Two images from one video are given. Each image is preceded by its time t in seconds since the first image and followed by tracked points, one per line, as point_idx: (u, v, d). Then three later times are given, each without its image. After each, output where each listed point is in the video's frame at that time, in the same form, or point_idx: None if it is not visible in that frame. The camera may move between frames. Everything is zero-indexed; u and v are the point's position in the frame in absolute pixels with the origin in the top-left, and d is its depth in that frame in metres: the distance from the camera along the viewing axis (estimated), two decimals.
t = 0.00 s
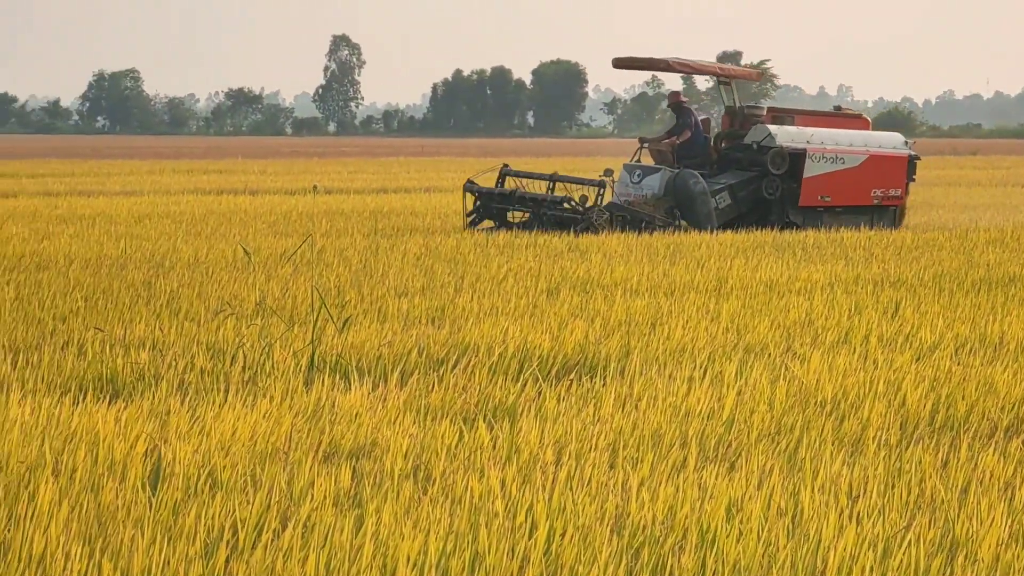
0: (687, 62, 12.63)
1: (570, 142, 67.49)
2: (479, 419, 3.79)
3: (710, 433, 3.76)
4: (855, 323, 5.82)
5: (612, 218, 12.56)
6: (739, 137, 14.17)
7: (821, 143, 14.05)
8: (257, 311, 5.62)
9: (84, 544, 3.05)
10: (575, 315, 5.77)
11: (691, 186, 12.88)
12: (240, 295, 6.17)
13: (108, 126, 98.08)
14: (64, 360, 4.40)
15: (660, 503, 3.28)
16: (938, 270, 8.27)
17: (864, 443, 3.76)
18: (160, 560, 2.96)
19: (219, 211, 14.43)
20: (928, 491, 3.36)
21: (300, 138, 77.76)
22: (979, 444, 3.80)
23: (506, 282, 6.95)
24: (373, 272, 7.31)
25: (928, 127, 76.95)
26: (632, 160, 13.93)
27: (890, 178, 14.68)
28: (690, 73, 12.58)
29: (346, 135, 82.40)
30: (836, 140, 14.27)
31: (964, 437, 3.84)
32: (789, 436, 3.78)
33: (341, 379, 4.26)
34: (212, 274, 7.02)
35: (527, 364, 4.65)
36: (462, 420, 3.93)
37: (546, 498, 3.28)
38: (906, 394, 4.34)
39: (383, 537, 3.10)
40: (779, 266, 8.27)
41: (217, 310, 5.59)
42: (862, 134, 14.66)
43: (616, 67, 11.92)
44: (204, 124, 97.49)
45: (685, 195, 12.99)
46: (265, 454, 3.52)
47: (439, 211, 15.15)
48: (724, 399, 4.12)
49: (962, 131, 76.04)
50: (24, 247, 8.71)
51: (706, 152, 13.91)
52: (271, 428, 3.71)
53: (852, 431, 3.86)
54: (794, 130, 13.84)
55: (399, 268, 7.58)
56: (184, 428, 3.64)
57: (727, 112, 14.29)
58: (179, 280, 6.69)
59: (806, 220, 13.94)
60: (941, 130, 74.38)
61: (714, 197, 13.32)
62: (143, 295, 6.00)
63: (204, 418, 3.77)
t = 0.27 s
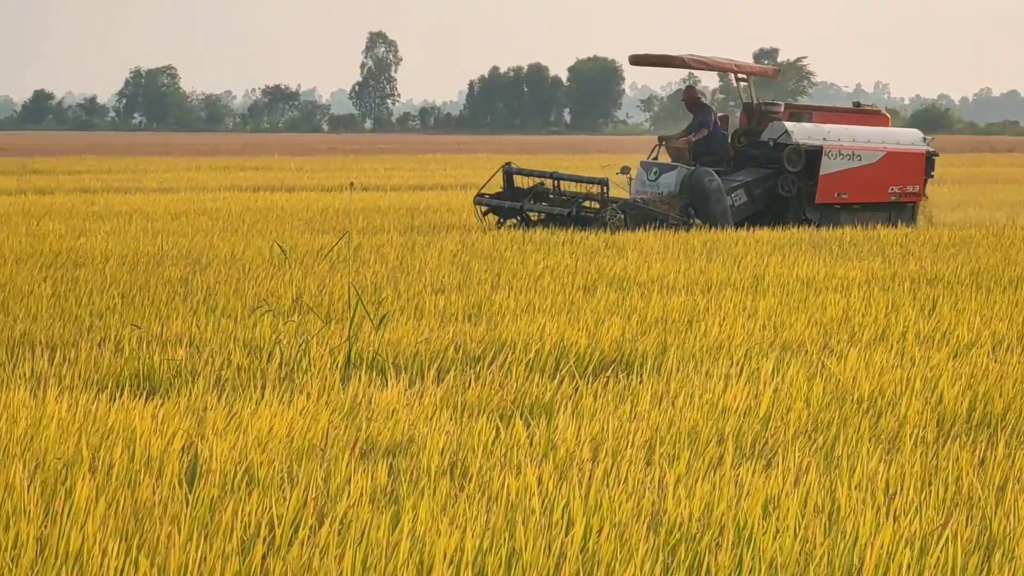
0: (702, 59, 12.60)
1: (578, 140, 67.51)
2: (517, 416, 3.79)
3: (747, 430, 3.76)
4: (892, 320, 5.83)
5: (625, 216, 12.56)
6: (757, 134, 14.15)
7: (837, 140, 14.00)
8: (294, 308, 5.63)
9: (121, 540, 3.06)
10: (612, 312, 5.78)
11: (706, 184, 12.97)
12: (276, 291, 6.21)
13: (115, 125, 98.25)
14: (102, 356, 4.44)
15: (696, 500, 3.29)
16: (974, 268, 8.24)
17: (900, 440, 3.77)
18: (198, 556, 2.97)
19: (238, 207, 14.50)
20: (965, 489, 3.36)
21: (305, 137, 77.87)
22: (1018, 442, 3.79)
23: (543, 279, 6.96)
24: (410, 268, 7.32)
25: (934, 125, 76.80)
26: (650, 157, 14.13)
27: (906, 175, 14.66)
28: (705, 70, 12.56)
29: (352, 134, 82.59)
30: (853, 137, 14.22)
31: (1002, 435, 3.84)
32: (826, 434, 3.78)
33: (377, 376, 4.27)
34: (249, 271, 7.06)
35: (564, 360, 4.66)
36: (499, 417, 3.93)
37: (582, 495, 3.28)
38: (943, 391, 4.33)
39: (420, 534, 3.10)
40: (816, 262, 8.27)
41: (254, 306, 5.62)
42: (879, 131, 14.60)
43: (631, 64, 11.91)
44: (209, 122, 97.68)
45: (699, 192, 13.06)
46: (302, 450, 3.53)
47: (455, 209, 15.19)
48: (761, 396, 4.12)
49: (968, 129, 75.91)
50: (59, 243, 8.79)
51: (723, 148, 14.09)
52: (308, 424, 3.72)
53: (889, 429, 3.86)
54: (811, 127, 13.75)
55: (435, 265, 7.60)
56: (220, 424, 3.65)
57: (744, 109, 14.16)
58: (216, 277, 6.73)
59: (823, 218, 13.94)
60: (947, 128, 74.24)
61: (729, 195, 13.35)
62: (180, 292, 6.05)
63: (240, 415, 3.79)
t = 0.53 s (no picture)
0: (720, 54, 12.59)
1: (584, 140, 67.58)
2: (554, 412, 3.80)
3: (783, 427, 3.77)
4: (929, 316, 5.87)
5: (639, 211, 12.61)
6: (774, 130, 14.22)
7: (855, 137, 14.16)
8: (330, 305, 5.65)
9: (158, 537, 3.06)
10: (649, 309, 5.80)
11: (721, 180, 12.92)
12: (313, 288, 6.24)
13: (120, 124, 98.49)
14: (137, 353, 4.46)
15: (733, 497, 3.29)
16: (1010, 265, 8.21)
17: (938, 437, 3.77)
18: (234, 552, 2.97)
19: (256, 204, 14.59)
20: (1003, 487, 3.36)
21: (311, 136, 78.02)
22: None
23: (580, 275, 6.98)
24: (446, 265, 7.34)
25: (940, 124, 76.74)
26: (667, 153, 14.04)
27: (924, 173, 14.80)
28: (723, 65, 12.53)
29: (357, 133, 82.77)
30: (871, 134, 14.38)
31: None
32: (862, 432, 3.79)
33: (413, 373, 4.28)
34: (285, 267, 7.09)
35: (600, 358, 4.68)
36: (537, 414, 3.94)
37: (619, 492, 3.29)
38: (981, 388, 4.33)
39: (457, 531, 3.10)
40: (853, 259, 8.26)
41: (291, 303, 5.65)
42: (898, 129, 14.76)
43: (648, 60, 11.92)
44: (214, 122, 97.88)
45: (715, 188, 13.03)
46: (339, 447, 3.54)
47: (469, 207, 15.24)
48: (798, 393, 4.13)
49: (973, 129, 75.87)
50: (93, 240, 8.85)
51: (741, 145, 14.01)
52: (345, 421, 3.73)
53: (926, 426, 3.86)
54: (828, 125, 13.94)
55: (471, 261, 7.62)
56: (257, 421, 3.66)
57: (762, 106, 14.19)
58: (251, 274, 6.76)
59: (839, 215, 14.10)
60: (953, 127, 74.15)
61: (745, 192, 13.36)
62: (217, 289, 6.08)
63: (277, 412, 3.81)
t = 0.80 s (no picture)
0: (733, 51, 12.61)
1: (590, 140, 67.65)
2: (587, 411, 3.80)
3: (817, 425, 3.77)
4: (963, 314, 5.87)
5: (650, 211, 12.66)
6: (786, 127, 14.19)
7: (867, 135, 14.11)
8: (363, 303, 5.65)
9: (192, 535, 3.06)
10: (682, 308, 5.81)
11: (733, 180, 12.98)
12: (346, 286, 6.26)
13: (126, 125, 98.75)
14: (171, 351, 4.49)
15: (766, 495, 3.29)
16: None
17: (971, 436, 3.77)
18: (267, 550, 2.97)
19: (273, 202, 14.66)
20: None
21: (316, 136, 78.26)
22: None
23: (613, 273, 6.99)
24: (480, 264, 7.34)
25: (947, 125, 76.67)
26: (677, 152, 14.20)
27: (937, 171, 14.69)
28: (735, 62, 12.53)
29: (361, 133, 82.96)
30: (883, 133, 14.33)
31: None
32: (896, 429, 3.80)
33: (447, 372, 4.29)
34: (318, 265, 7.12)
35: (634, 356, 4.69)
36: (570, 412, 3.95)
37: (652, 490, 3.29)
38: (1016, 387, 4.33)
39: (490, 529, 3.10)
40: (886, 258, 8.25)
41: (324, 302, 5.66)
42: (911, 127, 14.70)
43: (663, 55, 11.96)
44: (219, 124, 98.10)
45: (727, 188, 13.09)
46: (372, 445, 3.54)
47: (483, 206, 15.28)
48: (831, 392, 4.14)
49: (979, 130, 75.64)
50: (125, 238, 8.90)
51: (752, 143, 14.16)
52: (379, 419, 3.74)
53: (959, 425, 3.86)
54: (839, 122, 13.89)
55: (504, 259, 7.64)
56: (291, 419, 3.67)
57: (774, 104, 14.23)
58: (284, 271, 6.79)
59: (850, 213, 14.12)
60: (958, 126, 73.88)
61: (756, 190, 13.44)
62: (250, 287, 6.10)
63: (311, 410, 3.82)
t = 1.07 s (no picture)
0: (732, 54, 12.61)
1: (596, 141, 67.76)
2: (615, 411, 3.81)
3: (845, 426, 3.78)
4: (991, 315, 5.86)
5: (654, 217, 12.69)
6: (787, 129, 14.15)
7: (869, 135, 14.08)
8: (391, 303, 5.66)
9: (220, 536, 3.07)
10: (710, 308, 5.82)
11: (736, 185, 12.87)
12: (374, 286, 6.27)
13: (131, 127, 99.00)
14: (198, 352, 4.51)
15: (794, 496, 3.29)
16: None
17: (1000, 437, 3.77)
18: (295, 551, 2.97)
19: (288, 203, 14.71)
20: None
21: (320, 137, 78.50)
22: None
23: (641, 273, 7.00)
24: (508, 264, 7.36)
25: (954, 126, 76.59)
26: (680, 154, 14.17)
27: (941, 168, 14.60)
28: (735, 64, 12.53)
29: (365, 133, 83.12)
30: (886, 132, 14.29)
31: None
32: (924, 429, 3.80)
33: (475, 372, 4.30)
34: (346, 266, 7.14)
35: (661, 356, 4.69)
36: (598, 412, 3.95)
37: (680, 491, 3.29)
38: None
39: (518, 529, 3.10)
40: (913, 259, 8.24)
41: (351, 302, 5.68)
42: (913, 124, 14.60)
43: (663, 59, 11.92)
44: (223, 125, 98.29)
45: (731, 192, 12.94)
46: (400, 446, 3.55)
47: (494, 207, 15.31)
48: (858, 393, 4.15)
49: (985, 130, 75.44)
50: (153, 239, 8.95)
51: (755, 145, 14.07)
52: (407, 419, 3.74)
53: (988, 425, 3.86)
54: (842, 122, 13.87)
55: (532, 260, 7.65)
56: (318, 420, 3.68)
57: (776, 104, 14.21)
58: (312, 272, 6.80)
59: (856, 213, 14.08)
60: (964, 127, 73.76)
61: (761, 193, 13.44)
62: (277, 287, 6.12)
63: (339, 410, 3.82)
